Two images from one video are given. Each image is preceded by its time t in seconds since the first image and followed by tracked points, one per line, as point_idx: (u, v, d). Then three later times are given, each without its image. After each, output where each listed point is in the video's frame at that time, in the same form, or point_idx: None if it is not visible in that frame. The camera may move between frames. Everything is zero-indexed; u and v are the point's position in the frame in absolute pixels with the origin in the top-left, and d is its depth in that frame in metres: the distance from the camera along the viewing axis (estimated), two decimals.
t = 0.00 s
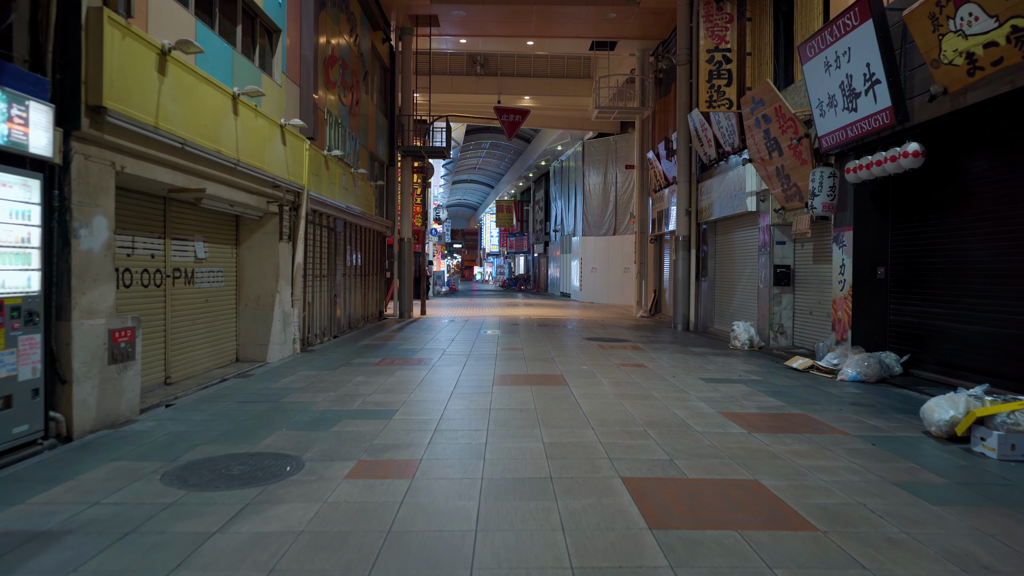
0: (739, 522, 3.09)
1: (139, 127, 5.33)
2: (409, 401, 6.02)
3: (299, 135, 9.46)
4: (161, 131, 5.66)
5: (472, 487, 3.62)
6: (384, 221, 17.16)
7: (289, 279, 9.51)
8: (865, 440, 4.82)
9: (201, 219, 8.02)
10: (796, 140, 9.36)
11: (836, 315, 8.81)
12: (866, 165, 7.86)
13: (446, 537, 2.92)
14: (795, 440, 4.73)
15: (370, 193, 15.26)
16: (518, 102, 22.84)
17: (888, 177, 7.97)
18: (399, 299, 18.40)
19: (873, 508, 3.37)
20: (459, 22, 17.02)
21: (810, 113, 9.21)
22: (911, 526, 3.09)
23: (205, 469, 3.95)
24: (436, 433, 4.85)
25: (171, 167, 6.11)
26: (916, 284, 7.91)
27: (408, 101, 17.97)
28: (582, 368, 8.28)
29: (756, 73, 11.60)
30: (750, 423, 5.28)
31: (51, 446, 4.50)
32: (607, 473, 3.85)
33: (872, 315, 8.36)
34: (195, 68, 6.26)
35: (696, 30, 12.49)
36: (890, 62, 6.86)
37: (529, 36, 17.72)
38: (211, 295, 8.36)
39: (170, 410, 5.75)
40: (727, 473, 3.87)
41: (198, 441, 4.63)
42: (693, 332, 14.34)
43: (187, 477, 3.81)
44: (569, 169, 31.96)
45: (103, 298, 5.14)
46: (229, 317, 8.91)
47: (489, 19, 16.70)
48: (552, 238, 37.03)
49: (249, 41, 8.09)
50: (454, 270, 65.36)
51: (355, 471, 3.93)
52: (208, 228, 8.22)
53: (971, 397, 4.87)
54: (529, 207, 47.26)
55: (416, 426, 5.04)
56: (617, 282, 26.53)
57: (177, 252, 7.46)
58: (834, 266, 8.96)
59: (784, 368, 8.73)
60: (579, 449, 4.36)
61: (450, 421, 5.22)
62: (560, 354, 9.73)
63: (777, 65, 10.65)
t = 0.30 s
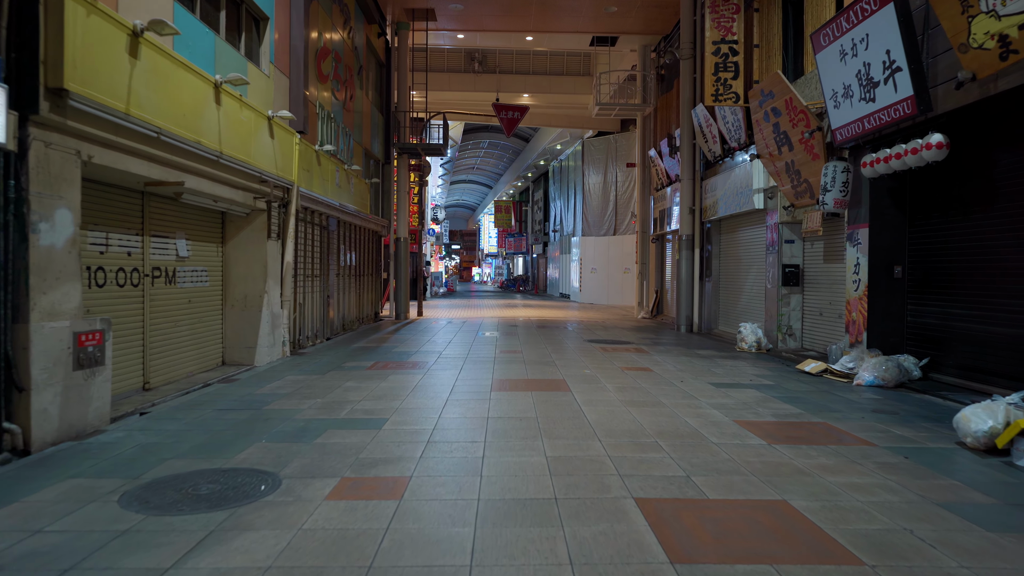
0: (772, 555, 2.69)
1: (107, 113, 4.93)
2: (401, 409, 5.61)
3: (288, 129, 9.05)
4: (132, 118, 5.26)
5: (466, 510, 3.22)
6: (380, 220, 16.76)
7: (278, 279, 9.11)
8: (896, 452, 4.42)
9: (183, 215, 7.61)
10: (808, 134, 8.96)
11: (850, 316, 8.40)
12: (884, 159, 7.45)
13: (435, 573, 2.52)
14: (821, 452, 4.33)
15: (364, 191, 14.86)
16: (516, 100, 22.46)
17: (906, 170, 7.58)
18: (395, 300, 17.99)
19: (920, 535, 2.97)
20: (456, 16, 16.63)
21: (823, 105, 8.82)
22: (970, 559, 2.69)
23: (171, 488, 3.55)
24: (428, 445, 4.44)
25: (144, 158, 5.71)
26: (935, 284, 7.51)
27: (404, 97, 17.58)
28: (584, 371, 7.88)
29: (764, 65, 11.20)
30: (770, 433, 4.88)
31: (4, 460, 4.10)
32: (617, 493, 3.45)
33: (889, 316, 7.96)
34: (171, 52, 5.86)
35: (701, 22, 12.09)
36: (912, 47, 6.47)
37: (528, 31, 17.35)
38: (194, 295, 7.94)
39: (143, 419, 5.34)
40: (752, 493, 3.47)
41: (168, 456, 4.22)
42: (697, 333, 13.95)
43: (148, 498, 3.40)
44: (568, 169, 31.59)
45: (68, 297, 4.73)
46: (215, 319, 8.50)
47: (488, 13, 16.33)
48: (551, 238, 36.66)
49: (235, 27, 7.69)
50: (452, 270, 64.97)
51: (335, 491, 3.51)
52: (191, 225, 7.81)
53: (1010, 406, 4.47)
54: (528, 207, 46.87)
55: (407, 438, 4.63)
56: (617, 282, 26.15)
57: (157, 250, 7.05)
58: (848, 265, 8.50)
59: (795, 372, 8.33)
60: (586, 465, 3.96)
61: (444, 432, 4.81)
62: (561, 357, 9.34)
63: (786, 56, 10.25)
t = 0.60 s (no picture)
0: None
1: (72, 104, 4.54)
2: (391, 423, 5.23)
3: (276, 125, 8.66)
4: (101, 110, 4.88)
5: (457, 548, 2.84)
6: (374, 220, 16.36)
7: (265, 282, 8.72)
8: (930, 473, 4.03)
9: (164, 215, 7.23)
10: (819, 130, 8.58)
11: (864, 321, 8.02)
12: (902, 155, 7.07)
13: None
14: (849, 474, 3.95)
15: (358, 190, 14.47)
16: (514, 99, 22.09)
17: (924, 168, 7.20)
18: (390, 302, 17.60)
19: None
20: (454, 12, 16.25)
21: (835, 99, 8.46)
22: None
23: (126, 520, 3.16)
24: (419, 467, 4.06)
25: (115, 153, 5.32)
26: (954, 287, 7.13)
27: (400, 95, 17.21)
28: (586, 379, 7.50)
29: (770, 59, 10.82)
30: (789, 450, 4.49)
31: None
32: (628, 527, 3.06)
33: (906, 320, 7.58)
34: (144, 39, 5.48)
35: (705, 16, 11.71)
36: (934, 36, 6.10)
37: (526, 27, 16.98)
38: (176, 299, 7.56)
39: (112, 435, 4.95)
40: (779, 526, 3.09)
41: (131, 480, 3.82)
42: (700, 337, 13.58)
43: (99, 533, 3.02)
44: (567, 169, 31.21)
45: (27, 305, 4.34)
46: (199, 323, 8.11)
47: (485, 8, 15.96)
48: (550, 239, 36.30)
49: (218, 17, 7.30)
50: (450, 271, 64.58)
51: (311, 525, 3.12)
52: (173, 225, 7.42)
53: None
54: (527, 208, 46.49)
55: (394, 458, 4.24)
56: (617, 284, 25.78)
57: (135, 251, 6.67)
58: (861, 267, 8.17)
59: (807, 379, 7.95)
60: (592, 490, 3.57)
61: (436, 450, 4.43)
62: (561, 363, 8.96)
63: (795, 50, 9.87)
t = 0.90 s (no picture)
0: None
1: (26, 86, 4.12)
2: (378, 434, 4.81)
3: (262, 116, 8.25)
4: (60, 92, 4.47)
5: None
6: (370, 218, 15.97)
7: (252, 281, 8.31)
8: (974, 492, 3.62)
9: (142, 210, 6.82)
10: (834, 121, 8.18)
11: (882, 322, 7.61)
12: (924, 146, 6.67)
13: None
14: (884, 494, 3.54)
15: (352, 187, 14.05)
16: (513, 95, 21.67)
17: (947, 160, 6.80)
18: (386, 302, 17.19)
19: None
20: (451, 5, 15.85)
21: (851, 89, 8.06)
22: None
23: (66, 553, 2.75)
24: (406, 485, 3.65)
25: (80, 141, 4.91)
26: (979, 285, 6.72)
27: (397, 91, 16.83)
28: (588, 384, 7.10)
29: (779, 49, 10.40)
30: (814, 465, 4.10)
31: None
32: (643, 562, 2.66)
33: (926, 321, 7.19)
34: (110, 18, 5.06)
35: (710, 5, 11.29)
36: (962, 18, 5.70)
37: (526, 21, 16.57)
38: (156, 300, 7.16)
39: (74, 448, 4.54)
40: (815, 560, 2.68)
41: (85, 501, 3.43)
42: (705, 338, 13.18)
43: (31, 569, 2.61)
44: (567, 167, 30.79)
45: None
46: (181, 324, 7.71)
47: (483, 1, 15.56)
48: (549, 239, 35.93)
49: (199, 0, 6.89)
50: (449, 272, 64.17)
51: (278, 558, 2.71)
52: (151, 221, 7.02)
53: None
54: (526, 207, 46.09)
55: (379, 475, 3.84)
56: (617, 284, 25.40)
57: (109, 248, 6.26)
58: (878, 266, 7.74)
59: (821, 383, 7.54)
60: (599, 514, 3.17)
61: (427, 465, 4.03)
62: (562, 366, 8.55)
63: (806, 39, 9.47)
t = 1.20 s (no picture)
0: None
1: None
2: (366, 447, 4.41)
3: (248, 106, 7.86)
4: (16, 73, 4.07)
5: None
6: (366, 216, 15.59)
7: (238, 281, 7.92)
8: None
9: (118, 205, 6.43)
10: (850, 113, 7.79)
11: (903, 324, 7.22)
12: (949, 137, 6.27)
13: None
14: (929, 520, 3.15)
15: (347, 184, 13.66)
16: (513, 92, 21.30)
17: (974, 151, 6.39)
18: (383, 303, 16.79)
19: None
20: None
21: (867, 79, 7.67)
22: None
23: None
24: (392, 508, 3.26)
25: (42, 128, 4.50)
26: (1005, 285, 6.33)
27: (394, 87, 16.44)
28: (591, 389, 6.71)
29: (788, 40, 10.01)
30: (845, 483, 3.70)
31: None
32: None
33: (949, 322, 6.79)
34: None
35: None
36: None
37: (525, 15, 16.21)
38: (135, 300, 6.76)
39: (31, 462, 4.14)
40: None
41: (28, 529, 3.03)
42: (711, 339, 12.78)
43: None
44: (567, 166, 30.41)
45: None
46: (163, 327, 7.31)
47: None
48: (549, 238, 35.59)
49: None
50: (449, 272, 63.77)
51: None
52: (130, 217, 6.62)
53: None
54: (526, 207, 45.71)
55: (362, 496, 3.44)
56: (618, 283, 25.03)
57: (82, 246, 5.86)
58: (895, 265, 7.41)
59: (838, 389, 7.15)
60: (610, 546, 2.77)
61: (417, 483, 3.63)
62: (564, 370, 8.16)
63: (818, 28, 9.08)
